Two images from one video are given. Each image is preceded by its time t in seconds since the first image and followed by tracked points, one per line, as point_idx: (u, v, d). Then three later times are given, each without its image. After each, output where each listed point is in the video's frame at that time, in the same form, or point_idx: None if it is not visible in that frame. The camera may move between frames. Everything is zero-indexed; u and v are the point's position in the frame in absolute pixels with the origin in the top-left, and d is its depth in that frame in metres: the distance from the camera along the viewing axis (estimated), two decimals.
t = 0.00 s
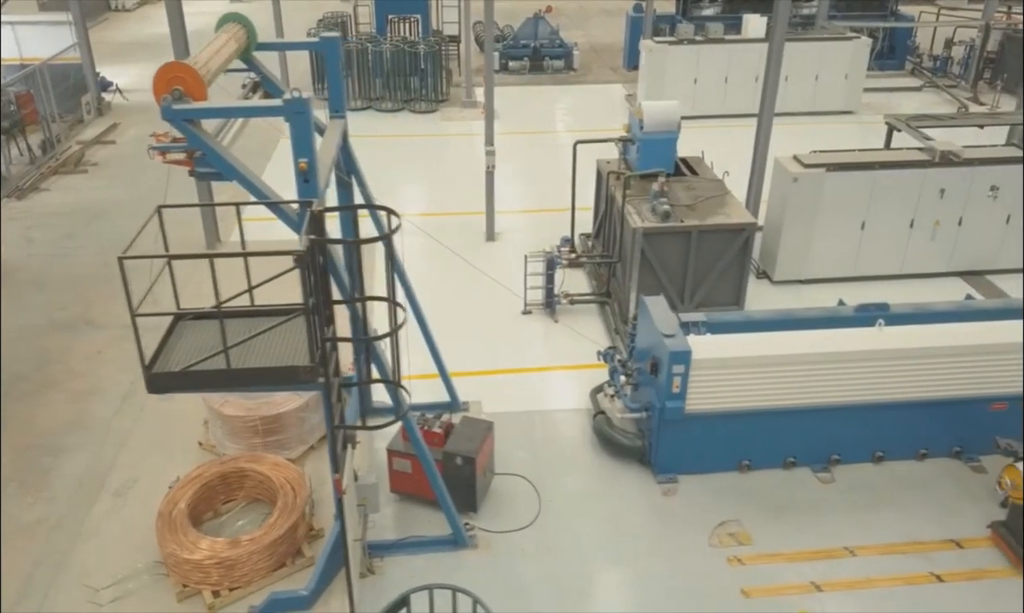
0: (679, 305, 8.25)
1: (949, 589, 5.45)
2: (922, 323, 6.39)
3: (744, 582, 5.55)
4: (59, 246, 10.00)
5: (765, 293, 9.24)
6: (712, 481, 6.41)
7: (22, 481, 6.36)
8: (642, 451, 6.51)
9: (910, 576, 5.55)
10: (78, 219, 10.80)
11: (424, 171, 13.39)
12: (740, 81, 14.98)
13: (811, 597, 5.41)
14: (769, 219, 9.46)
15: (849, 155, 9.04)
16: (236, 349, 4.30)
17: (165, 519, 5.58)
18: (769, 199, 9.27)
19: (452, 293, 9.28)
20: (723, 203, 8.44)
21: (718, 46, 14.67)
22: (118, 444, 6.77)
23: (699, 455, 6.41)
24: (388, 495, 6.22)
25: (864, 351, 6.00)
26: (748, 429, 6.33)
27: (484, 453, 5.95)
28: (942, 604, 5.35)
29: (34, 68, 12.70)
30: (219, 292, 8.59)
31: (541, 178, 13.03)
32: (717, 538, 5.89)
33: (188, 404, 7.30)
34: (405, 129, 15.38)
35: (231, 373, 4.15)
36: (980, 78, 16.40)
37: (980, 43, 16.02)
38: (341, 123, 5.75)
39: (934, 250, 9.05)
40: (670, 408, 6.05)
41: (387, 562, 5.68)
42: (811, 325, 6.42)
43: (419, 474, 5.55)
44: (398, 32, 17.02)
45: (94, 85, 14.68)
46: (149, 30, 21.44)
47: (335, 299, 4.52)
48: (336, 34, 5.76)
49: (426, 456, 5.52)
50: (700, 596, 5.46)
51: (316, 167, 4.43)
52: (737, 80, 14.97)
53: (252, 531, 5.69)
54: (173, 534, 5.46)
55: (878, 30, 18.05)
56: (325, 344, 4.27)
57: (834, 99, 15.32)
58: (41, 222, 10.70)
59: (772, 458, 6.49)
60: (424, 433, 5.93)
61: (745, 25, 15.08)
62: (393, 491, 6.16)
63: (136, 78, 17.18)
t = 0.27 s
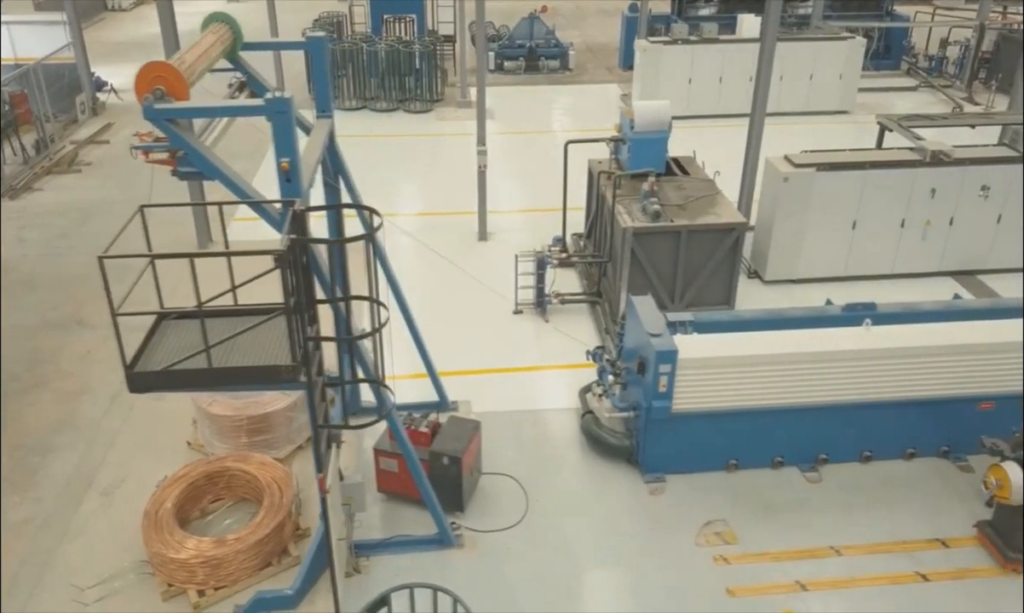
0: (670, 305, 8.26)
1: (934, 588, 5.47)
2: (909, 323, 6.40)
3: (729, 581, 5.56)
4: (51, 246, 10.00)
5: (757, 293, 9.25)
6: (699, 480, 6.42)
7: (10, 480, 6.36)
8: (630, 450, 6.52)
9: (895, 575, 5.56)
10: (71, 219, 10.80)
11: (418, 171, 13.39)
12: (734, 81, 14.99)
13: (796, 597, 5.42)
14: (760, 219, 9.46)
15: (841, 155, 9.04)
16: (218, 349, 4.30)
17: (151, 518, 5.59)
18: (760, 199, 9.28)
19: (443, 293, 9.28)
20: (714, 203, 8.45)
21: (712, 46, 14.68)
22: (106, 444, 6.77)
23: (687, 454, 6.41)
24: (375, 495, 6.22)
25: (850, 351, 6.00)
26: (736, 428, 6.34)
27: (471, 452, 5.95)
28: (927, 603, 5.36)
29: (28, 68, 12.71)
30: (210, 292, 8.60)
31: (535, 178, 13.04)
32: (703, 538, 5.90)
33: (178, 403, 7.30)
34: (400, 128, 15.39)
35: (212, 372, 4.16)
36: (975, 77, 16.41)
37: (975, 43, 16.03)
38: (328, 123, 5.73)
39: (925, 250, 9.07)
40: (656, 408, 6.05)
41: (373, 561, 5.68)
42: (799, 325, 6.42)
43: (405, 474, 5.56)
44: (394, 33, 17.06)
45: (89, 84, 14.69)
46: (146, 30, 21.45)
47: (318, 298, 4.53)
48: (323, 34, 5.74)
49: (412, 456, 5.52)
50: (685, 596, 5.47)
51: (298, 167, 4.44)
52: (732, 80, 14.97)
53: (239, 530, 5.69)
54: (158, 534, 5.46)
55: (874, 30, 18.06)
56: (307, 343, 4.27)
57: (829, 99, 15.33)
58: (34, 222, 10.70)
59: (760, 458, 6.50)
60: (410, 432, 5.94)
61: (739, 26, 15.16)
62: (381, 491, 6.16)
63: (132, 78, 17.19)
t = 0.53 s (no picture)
0: (659, 305, 8.27)
1: (917, 587, 5.47)
2: (895, 323, 6.41)
3: (714, 580, 5.56)
4: (43, 245, 10.00)
5: (747, 293, 9.26)
6: (685, 479, 6.43)
7: None
8: (617, 449, 6.52)
9: (879, 574, 5.56)
10: (64, 218, 10.81)
11: (412, 170, 13.40)
12: (729, 81, 15.00)
13: (779, 596, 5.42)
14: (751, 219, 9.50)
15: (831, 155, 9.04)
16: (198, 348, 4.31)
17: (136, 518, 5.59)
18: (751, 199, 9.30)
19: (435, 293, 9.29)
20: (704, 203, 8.45)
21: (707, 45, 14.68)
22: (94, 443, 6.78)
23: (674, 454, 6.42)
24: (361, 494, 6.23)
25: (835, 352, 6.02)
26: (722, 428, 6.35)
27: (456, 452, 5.95)
28: (911, 603, 5.35)
29: (22, 67, 12.72)
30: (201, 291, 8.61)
31: (528, 178, 13.05)
32: (688, 537, 5.90)
33: (167, 402, 7.31)
34: (395, 128, 15.40)
35: (192, 371, 4.16)
36: (970, 77, 16.41)
37: (970, 43, 16.03)
38: (313, 123, 5.72)
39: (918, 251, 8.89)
40: (642, 407, 6.06)
41: (358, 561, 5.69)
42: (784, 325, 6.43)
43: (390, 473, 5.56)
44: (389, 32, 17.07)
45: (84, 84, 14.70)
46: (143, 29, 21.47)
47: (300, 297, 4.53)
48: (309, 33, 5.72)
49: (396, 455, 5.52)
50: (669, 595, 5.47)
51: (279, 166, 4.44)
52: (726, 80, 14.98)
53: (224, 530, 5.70)
54: (143, 533, 5.47)
55: (869, 30, 18.06)
56: (287, 342, 4.28)
57: (824, 99, 15.33)
58: (26, 221, 10.71)
59: (747, 458, 6.51)
60: (396, 431, 5.93)
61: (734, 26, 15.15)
62: (367, 490, 6.16)
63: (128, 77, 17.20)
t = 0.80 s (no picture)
0: (649, 305, 8.28)
1: (901, 586, 5.48)
2: (881, 323, 6.43)
3: (697, 580, 5.57)
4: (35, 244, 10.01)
5: (737, 293, 9.21)
6: (671, 479, 6.43)
7: None
8: (603, 449, 6.53)
9: (863, 574, 5.57)
10: (57, 218, 10.81)
11: (406, 170, 13.41)
12: (723, 80, 14.99)
13: (763, 596, 5.42)
14: (741, 219, 9.45)
15: (822, 154, 9.04)
16: (178, 347, 4.31)
17: (120, 517, 5.60)
18: (742, 198, 9.24)
19: (425, 293, 9.29)
20: (694, 203, 8.46)
21: (701, 45, 14.67)
22: (81, 442, 6.78)
23: (660, 454, 6.43)
24: (347, 493, 6.23)
25: (820, 352, 6.04)
26: (709, 427, 6.35)
27: (441, 451, 5.95)
28: (895, 603, 5.36)
29: (15, 66, 12.72)
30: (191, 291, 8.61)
31: (522, 177, 13.06)
32: (673, 537, 5.90)
33: (155, 402, 7.31)
34: (389, 128, 15.41)
35: (171, 370, 4.17)
36: (965, 77, 16.42)
37: (965, 42, 16.04)
38: (298, 122, 5.73)
39: (907, 249, 9.08)
40: (627, 407, 6.07)
41: (343, 560, 5.70)
42: (770, 325, 6.43)
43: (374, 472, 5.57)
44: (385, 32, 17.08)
45: (79, 83, 14.71)
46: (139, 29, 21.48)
47: (281, 297, 4.54)
48: (293, 32, 5.71)
49: (381, 454, 5.52)
50: (653, 594, 5.48)
51: (259, 165, 4.44)
52: (721, 79, 14.97)
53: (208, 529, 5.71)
54: (127, 532, 5.48)
55: (864, 30, 18.07)
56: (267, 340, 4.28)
57: (818, 98, 15.33)
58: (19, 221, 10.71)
59: (733, 457, 6.51)
60: (382, 431, 5.94)
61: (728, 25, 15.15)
62: (352, 489, 6.17)
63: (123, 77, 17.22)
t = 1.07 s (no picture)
0: (638, 304, 8.28)
1: (884, 586, 5.48)
2: (865, 323, 6.44)
3: (680, 580, 5.57)
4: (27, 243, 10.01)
5: (727, 292, 9.15)
6: (656, 478, 6.44)
7: None
8: (588, 448, 6.53)
9: (847, 574, 5.57)
10: (49, 217, 10.82)
11: (400, 170, 13.42)
12: (718, 80, 14.99)
13: (745, 595, 5.42)
14: (730, 220, 9.36)
15: (812, 154, 9.03)
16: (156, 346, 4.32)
17: (104, 516, 5.61)
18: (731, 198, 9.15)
19: (415, 292, 9.29)
20: (684, 203, 8.46)
21: (695, 45, 14.67)
22: (68, 441, 6.79)
23: (645, 453, 6.43)
24: (332, 492, 6.24)
25: (802, 352, 6.07)
26: (693, 427, 6.35)
27: (426, 451, 5.96)
28: (878, 603, 5.36)
29: (9, 66, 12.73)
30: (180, 290, 8.62)
31: (515, 177, 13.06)
32: (656, 537, 5.90)
33: (143, 401, 7.32)
34: (384, 127, 15.43)
35: (149, 369, 4.18)
36: (960, 77, 16.42)
37: (960, 42, 16.04)
38: (283, 121, 5.73)
39: (897, 249, 9.21)
40: (612, 406, 6.08)
41: (326, 559, 5.71)
42: (756, 324, 6.44)
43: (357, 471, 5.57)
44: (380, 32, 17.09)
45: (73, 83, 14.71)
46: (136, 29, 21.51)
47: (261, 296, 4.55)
48: (277, 31, 5.69)
49: (364, 454, 5.53)
50: (636, 594, 5.48)
51: (239, 165, 4.44)
52: (715, 79, 14.96)
53: (193, 527, 5.72)
54: (110, 531, 5.48)
55: (860, 29, 18.07)
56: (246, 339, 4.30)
57: (813, 98, 15.33)
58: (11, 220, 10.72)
59: (718, 457, 6.51)
60: (365, 430, 5.94)
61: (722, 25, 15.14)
62: (337, 488, 6.18)
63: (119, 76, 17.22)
